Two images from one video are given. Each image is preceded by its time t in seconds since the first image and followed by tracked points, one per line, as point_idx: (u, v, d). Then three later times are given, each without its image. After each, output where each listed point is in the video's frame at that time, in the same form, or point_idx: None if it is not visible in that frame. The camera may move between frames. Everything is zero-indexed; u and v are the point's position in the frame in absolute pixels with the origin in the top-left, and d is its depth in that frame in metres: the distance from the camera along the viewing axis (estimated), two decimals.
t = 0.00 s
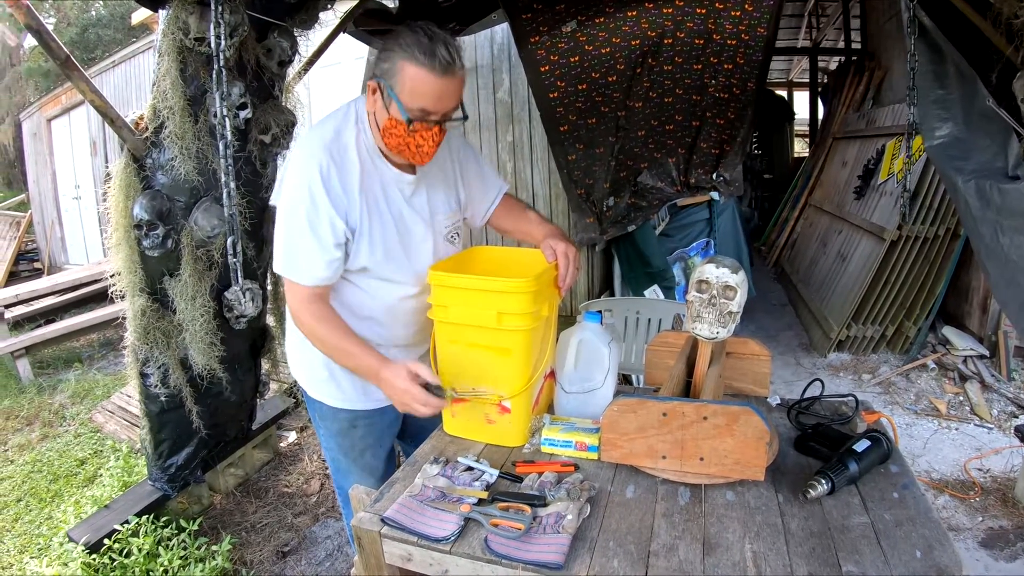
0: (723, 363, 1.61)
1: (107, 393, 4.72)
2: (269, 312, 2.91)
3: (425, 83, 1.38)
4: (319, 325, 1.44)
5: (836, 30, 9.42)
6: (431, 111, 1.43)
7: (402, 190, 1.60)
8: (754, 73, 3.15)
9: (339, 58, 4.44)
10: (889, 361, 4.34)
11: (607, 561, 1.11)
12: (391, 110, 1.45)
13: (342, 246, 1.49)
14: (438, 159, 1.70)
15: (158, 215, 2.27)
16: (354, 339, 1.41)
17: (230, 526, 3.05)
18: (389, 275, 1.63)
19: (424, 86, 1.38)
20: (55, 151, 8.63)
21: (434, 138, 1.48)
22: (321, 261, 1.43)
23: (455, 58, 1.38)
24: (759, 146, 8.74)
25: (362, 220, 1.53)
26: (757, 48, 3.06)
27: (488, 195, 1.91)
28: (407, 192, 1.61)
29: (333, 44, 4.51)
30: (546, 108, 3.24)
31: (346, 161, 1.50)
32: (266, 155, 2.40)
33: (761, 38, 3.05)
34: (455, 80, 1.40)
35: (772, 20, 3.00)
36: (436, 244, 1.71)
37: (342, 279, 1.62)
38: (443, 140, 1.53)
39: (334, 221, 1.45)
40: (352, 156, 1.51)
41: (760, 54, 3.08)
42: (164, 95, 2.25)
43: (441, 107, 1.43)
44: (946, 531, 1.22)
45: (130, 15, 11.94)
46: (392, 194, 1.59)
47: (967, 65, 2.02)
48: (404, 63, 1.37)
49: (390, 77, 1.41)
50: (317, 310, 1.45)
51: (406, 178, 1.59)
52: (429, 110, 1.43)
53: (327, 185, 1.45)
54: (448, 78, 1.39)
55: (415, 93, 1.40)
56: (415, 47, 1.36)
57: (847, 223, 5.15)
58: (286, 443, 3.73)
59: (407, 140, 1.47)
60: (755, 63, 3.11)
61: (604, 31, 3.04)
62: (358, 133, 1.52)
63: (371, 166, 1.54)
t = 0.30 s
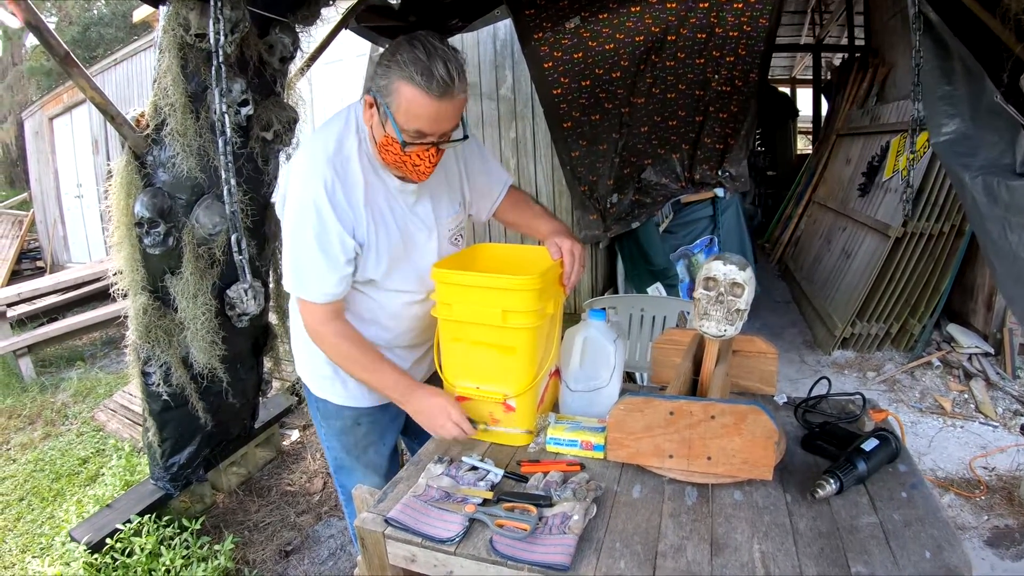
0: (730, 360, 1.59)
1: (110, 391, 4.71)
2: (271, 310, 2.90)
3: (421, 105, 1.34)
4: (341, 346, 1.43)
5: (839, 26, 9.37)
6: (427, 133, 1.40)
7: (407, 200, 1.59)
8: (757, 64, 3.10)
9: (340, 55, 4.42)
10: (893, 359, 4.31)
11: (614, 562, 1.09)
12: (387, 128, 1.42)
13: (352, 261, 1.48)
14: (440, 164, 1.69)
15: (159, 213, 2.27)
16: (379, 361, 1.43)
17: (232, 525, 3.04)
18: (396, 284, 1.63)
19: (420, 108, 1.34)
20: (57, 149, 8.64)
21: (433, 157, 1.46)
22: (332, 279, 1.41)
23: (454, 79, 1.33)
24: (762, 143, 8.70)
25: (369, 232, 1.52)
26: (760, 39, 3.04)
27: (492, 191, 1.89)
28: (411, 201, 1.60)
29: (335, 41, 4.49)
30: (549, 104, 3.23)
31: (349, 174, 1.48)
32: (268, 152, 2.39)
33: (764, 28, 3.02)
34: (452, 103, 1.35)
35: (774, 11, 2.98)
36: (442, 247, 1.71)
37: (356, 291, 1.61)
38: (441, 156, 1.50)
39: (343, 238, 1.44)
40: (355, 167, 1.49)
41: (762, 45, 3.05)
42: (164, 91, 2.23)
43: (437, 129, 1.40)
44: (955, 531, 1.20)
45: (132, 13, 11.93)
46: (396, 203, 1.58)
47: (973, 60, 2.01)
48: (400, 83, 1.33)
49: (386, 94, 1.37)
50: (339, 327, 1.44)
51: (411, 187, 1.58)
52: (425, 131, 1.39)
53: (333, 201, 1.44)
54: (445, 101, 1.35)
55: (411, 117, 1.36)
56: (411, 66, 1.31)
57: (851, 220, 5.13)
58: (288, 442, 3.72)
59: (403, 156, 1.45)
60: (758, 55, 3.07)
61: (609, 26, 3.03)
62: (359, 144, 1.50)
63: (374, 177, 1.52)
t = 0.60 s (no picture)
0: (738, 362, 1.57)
1: (106, 393, 4.67)
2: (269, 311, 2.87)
3: (426, 109, 1.31)
4: (360, 356, 1.41)
5: (837, 24, 9.35)
6: (432, 138, 1.37)
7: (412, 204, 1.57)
8: (755, 58, 3.05)
9: (337, 52, 4.39)
10: (894, 357, 4.30)
11: (626, 570, 1.07)
12: (390, 133, 1.40)
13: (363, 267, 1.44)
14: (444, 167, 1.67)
15: (156, 213, 2.22)
16: (397, 373, 1.42)
17: (231, 529, 3.01)
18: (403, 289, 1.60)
19: (425, 113, 1.31)
20: (52, 149, 8.58)
21: (438, 163, 1.44)
22: (343, 286, 1.37)
23: (461, 82, 1.30)
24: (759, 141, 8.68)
25: (377, 236, 1.48)
26: (758, 33, 2.99)
27: (497, 190, 1.87)
28: (416, 205, 1.58)
29: (332, 39, 4.44)
30: (549, 102, 3.21)
31: (354, 177, 1.45)
32: (266, 151, 2.36)
33: (763, 23, 2.97)
34: (459, 108, 1.33)
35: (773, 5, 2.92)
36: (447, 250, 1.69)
37: (366, 300, 1.58)
38: (446, 161, 1.48)
39: (353, 244, 1.41)
40: (360, 172, 1.46)
41: (760, 39, 3.00)
42: (161, 90, 2.19)
43: (443, 135, 1.37)
44: (967, 533, 1.18)
45: (126, 12, 11.84)
46: (401, 207, 1.55)
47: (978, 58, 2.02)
48: (405, 87, 1.30)
49: (391, 99, 1.35)
50: (358, 337, 1.42)
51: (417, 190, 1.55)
52: (431, 136, 1.37)
53: (340, 206, 1.40)
54: (452, 105, 1.32)
55: (417, 122, 1.34)
56: (417, 69, 1.28)
57: (850, 218, 5.11)
58: (287, 444, 3.69)
59: (408, 161, 1.43)
60: (756, 49, 3.02)
61: (609, 23, 3.00)
62: (363, 147, 1.47)
63: (379, 180, 1.49)
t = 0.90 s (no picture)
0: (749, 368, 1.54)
1: (101, 402, 4.62)
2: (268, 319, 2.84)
3: (445, 104, 1.29)
4: (353, 358, 1.37)
5: (830, 26, 9.37)
6: (449, 134, 1.35)
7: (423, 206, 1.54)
8: (752, 59, 2.99)
9: (331, 56, 4.36)
10: (893, 357, 4.29)
11: None
12: (406, 131, 1.37)
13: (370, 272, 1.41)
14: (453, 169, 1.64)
15: (152, 220, 2.18)
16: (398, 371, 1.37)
17: (231, 540, 2.97)
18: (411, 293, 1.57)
19: (443, 108, 1.29)
20: (44, 155, 8.51)
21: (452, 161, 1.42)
22: (348, 291, 1.35)
23: (480, 77, 1.28)
24: (754, 143, 8.69)
25: (386, 240, 1.45)
26: (755, 34, 2.93)
27: (503, 195, 1.84)
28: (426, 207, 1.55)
29: (328, 42, 4.41)
30: (548, 105, 3.19)
31: (365, 178, 1.42)
32: (264, 156, 2.34)
33: (760, 24, 2.90)
34: (478, 104, 1.31)
35: (770, 6, 2.85)
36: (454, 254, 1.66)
37: (372, 305, 1.54)
38: (461, 160, 1.46)
39: (361, 248, 1.38)
40: (371, 172, 1.43)
41: (757, 40, 2.94)
42: (157, 94, 2.14)
43: (461, 130, 1.35)
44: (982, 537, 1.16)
45: (119, 17, 11.77)
46: (411, 210, 1.52)
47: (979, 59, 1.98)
48: (423, 82, 1.28)
49: (407, 94, 1.32)
50: (354, 339, 1.39)
51: (426, 192, 1.52)
52: (448, 133, 1.35)
53: (349, 208, 1.37)
54: (470, 101, 1.30)
55: (435, 118, 1.31)
56: (435, 64, 1.26)
57: (847, 218, 5.11)
58: (285, 452, 3.64)
59: (423, 159, 1.41)
60: (752, 50, 2.97)
61: (608, 24, 2.97)
62: (374, 147, 1.44)
63: (389, 181, 1.46)
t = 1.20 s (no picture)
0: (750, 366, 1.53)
1: (94, 407, 4.57)
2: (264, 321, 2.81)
3: (451, 91, 1.29)
4: (377, 368, 1.29)
5: (820, 25, 9.41)
6: (455, 123, 1.35)
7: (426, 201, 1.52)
8: (744, 56, 2.98)
9: (324, 56, 4.34)
10: (888, 354, 4.31)
11: None
12: (411, 120, 1.37)
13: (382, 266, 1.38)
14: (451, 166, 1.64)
15: (146, 222, 2.16)
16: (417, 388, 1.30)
17: (227, 545, 2.94)
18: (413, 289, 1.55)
19: (450, 95, 1.29)
20: (34, 158, 8.44)
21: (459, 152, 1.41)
22: (367, 285, 1.30)
23: (485, 64, 1.29)
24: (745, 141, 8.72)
25: (391, 233, 1.43)
26: (747, 31, 2.91)
27: (501, 195, 1.83)
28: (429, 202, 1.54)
29: (320, 43, 4.39)
30: (542, 104, 3.17)
31: (368, 171, 1.40)
32: (259, 156, 2.31)
33: (751, 21, 2.89)
34: (484, 91, 1.32)
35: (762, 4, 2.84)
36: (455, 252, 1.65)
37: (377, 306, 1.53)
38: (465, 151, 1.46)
39: (373, 240, 1.35)
40: (375, 165, 1.41)
41: (749, 37, 2.93)
42: (150, 94, 2.12)
43: (466, 118, 1.35)
44: (985, 531, 1.16)
45: (109, 19, 11.69)
46: (414, 204, 1.51)
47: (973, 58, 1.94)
48: (428, 69, 1.28)
49: (411, 82, 1.32)
50: (375, 345, 1.32)
51: (427, 186, 1.51)
52: (454, 121, 1.35)
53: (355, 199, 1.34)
54: (476, 87, 1.30)
55: (442, 105, 1.31)
56: (441, 51, 1.27)
57: (840, 217, 5.13)
58: (281, 456, 3.62)
59: (428, 150, 1.40)
60: (745, 47, 2.95)
61: (602, 23, 2.93)
62: (376, 140, 1.43)
63: (391, 174, 1.45)
